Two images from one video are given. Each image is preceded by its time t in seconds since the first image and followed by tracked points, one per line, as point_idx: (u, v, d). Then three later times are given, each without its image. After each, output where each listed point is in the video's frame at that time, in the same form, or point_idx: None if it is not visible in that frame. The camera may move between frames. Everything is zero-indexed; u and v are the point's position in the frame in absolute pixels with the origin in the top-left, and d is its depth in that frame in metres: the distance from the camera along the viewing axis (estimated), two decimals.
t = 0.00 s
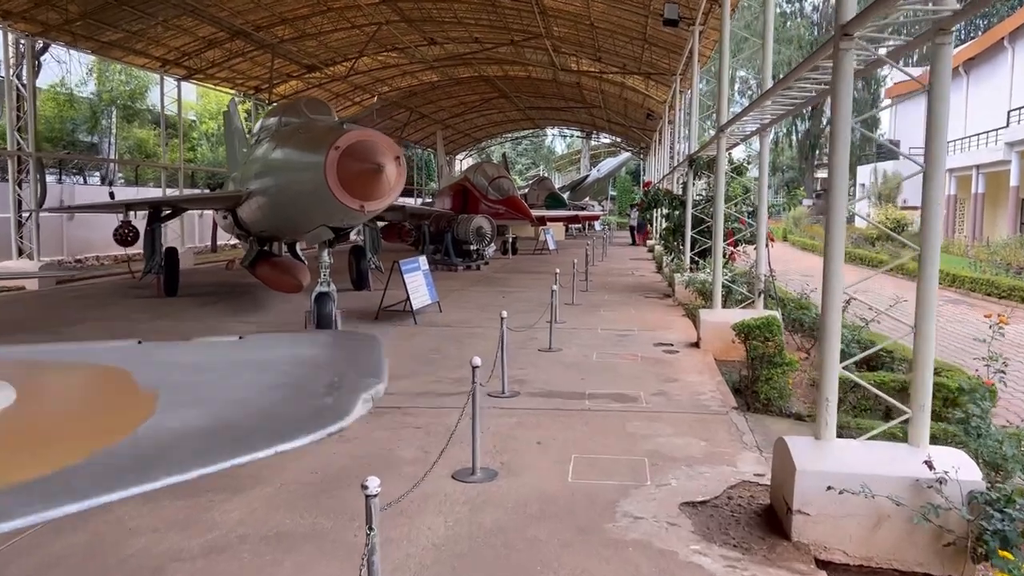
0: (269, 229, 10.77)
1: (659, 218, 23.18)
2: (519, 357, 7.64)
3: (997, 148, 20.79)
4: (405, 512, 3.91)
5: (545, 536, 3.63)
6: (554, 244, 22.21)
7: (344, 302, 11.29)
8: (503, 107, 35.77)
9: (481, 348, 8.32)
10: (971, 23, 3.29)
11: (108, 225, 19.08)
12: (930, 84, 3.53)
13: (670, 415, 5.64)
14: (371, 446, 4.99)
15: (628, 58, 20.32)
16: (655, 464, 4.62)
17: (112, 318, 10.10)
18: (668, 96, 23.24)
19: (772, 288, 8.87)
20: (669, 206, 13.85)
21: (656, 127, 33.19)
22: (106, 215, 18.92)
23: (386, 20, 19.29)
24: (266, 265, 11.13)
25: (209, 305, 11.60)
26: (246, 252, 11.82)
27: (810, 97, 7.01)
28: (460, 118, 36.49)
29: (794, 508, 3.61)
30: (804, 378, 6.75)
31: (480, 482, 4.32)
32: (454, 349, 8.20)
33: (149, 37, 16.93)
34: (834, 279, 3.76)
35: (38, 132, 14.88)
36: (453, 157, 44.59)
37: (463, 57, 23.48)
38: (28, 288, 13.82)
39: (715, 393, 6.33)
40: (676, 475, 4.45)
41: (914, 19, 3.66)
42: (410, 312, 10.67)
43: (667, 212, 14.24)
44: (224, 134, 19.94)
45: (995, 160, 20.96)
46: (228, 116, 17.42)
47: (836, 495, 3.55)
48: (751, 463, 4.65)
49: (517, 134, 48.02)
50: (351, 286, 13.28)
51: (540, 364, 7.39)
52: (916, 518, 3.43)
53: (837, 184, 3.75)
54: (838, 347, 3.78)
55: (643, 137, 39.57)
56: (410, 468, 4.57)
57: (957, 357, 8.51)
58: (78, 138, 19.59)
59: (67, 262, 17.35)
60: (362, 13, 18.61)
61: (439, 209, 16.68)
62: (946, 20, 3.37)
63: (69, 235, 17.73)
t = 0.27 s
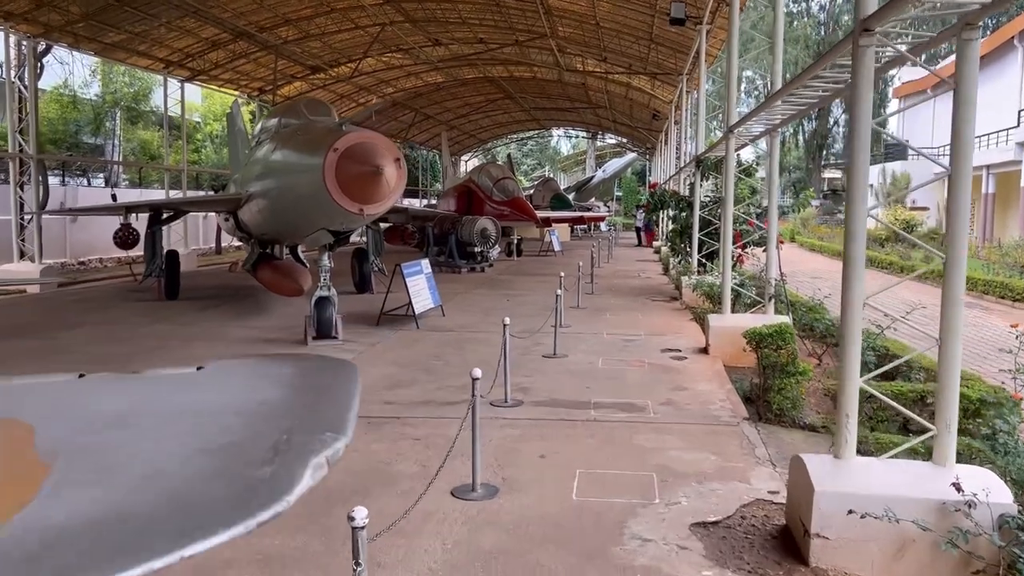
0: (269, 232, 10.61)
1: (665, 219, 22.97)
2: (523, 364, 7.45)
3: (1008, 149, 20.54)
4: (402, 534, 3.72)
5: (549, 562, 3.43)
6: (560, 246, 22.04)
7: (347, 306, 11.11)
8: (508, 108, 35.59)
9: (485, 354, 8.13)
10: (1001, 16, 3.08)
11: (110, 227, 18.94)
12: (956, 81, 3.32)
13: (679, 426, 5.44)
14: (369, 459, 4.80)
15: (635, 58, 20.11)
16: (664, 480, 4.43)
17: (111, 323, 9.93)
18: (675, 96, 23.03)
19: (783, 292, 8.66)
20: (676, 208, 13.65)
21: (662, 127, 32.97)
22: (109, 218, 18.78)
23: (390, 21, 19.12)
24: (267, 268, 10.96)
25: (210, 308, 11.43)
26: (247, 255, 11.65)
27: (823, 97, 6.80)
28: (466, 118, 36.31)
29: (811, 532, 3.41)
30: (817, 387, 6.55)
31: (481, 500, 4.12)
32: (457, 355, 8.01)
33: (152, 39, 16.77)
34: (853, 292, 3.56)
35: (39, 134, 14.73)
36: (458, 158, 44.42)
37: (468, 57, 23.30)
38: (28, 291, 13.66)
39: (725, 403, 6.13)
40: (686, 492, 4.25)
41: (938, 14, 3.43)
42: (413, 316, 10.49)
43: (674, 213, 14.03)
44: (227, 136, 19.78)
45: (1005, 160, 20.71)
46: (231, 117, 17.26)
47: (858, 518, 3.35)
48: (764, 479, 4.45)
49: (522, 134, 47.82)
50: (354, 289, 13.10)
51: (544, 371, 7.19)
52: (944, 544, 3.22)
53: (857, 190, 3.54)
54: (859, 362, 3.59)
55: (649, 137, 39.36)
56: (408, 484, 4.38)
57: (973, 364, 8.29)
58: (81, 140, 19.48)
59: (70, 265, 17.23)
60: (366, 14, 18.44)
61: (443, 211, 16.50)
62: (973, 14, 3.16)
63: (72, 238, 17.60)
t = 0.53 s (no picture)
0: (275, 236, 10.44)
1: (677, 222, 22.71)
2: (534, 372, 7.24)
3: None
4: (406, 558, 3.51)
5: None
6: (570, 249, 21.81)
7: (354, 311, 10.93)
8: (519, 110, 35.41)
9: (494, 361, 7.92)
10: None
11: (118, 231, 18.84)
12: (997, 76, 3.09)
13: (696, 440, 5.22)
14: (372, 475, 4.60)
15: (646, 59, 19.87)
16: (682, 499, 4.20)
17: (115, 329, 9.79)
18: (687, 98, 22.77)
19: (802, 298, 8.41)
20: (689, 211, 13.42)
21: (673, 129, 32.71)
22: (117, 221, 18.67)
23: (399, 23, 18.95)
24: (274, 273, 10.78)
25: (216, 314, 11.28)
26: (254, 260, 11.50)
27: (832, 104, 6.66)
28: (476, 121, 36.15)
29: (842, 559, 3.18)
30: (839, 397, 6.32)
31: (489, 520, 3.91)
32: (466, 362, 7.81)
33: (160, 41, 16.65)
34: (887, 301, 3.35)
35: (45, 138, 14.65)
36: (468, 161, 44.26)
37: (478, 59, 23.11)
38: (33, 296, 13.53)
39: (744, 414, 5.91)
40: (705, 512, 4.03)
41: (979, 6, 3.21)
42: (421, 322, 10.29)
43: (687, 216, 13.79)
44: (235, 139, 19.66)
45: None
46: (239, 120, 17.12)
47: (893, 546, 3.11)
48: (787, 498, 4.22)
49: (533, 137, 47.62)
50: (362, 294, 12.93)
51: (555, 380, 6.98)
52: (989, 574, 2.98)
53: (891, 192, 3.32)
54: (892, 377, 3.39)
55: (661, 139, 39.10)
56: (413, 502, 4.17)
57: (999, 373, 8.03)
58: (89, 143, 19.41)
59: (77, 269, 17.15)
60: (375, 15, 18.28)
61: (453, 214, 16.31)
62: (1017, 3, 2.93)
63: (78, 241, 17.50)
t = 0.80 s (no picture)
0: (281, 246, 10.27)
1: (690, 228, 22.44)
2: (544, 386, 7.02)
3: None
4: None
5: None
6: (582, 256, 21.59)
7: (362, 321, 10.75)
8: (530, 116, 35.27)
9: (503, 374, 7.72)
10: None
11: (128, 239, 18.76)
12: None
13: (712, 460, 4.99)
14: (374, 499, 4.40)
15: (659, 64, 19.66)
16: (699, 526, 3.98)
17: (119, 339, 9.65)
18: (700, 103, 22.54)
19: (820, 309, 8.16)
20: (703, 218, 13.19)
21: (686, 135, 32.45)
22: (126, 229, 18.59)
23: (409, 29, 18.82)
24: (280, 283, 10.61)
25: (222, 323, 11.13)
26: (260, 269, 11.34)
27: (845, 113, 6.48)
28: (487, 127, 36.02)
29: None
30: (861, 414, 6.07)
31: (495, 549, 3.70)
32: (474, 375, 7.61)
33: (168, 48, 16.57)
34: (921, 320, 3.14)
35: (54, 145, 14.58)
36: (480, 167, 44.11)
37: (488, 65, 22.96)
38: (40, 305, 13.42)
39: (762, 431, 5.67)
40: (724, 540, 3.81)
41: (1014, 6, 3.01)
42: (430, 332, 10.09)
43: (701, 224, 13.55)
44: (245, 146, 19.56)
45: None
46: (248, 127, 17.01)
47: None
48: (810, 525, 3.99)
49: (544, 143, 47.44)
50: (370, 303, 12.76)
51: (566, 395, 6.77)
52: None
53: (924, 203, 3.11)
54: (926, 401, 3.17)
55: (673, 145, 38.84)
56: (414, 529, 3.96)
57: None
58: (98, 150, 19.36)
59: (86, 277, 17.08)
60: (385, 21, 18.16)
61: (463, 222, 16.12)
62: None
63: (87, 249, 17.42)
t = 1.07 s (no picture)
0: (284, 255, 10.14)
1: (700, 237, 22.19)
2: (548, 398, 6.86)
3: None
4: None
5: None
6: (590, 264, 21.48)
7: (366, 330, 10.61)
8: (539, 124, 35.16)
9: (507, 385, 7.56)
10: None
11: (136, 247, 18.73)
12: None
13: (720, 477, 4.82)
14: (368, 516, 4.25)
15: (669, 71, 19.50)
16: (706, 548, 3.80)
17: (120, 349, 9.54)
18: (710, 111, 22.35)
19: (833, 319, 7.97)
20: (712, 226, 13.02)
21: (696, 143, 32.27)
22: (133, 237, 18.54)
23: (417, 36, 18.72)
24: (284, 291, 10.49)
25: (225, 332, 11.01)
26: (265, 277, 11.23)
27: (856, 120, 6.32)
28: (496, 135, 35.94)
29: None
30: (875, 428, 5.88)
31: (493, 572, 3.53)
32: (477, 386, 7.46)
33: (176, 56, 16.52)
34: (941, 334, 2.98)
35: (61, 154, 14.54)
36: (489, 175, 44.01)
37: (497, 73, 22.85)
38: (45, 314, 13.33)
39: (772, 446, 5.49)
40: (731, 564, 3.63)
41: None
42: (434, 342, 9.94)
43: (711, 232, 13.36)
44: (252, 154, 19.49)
45: None
46: (255, 135, 16.94)
47: None
48: (822, 547, 3.81)
49: (554, 151, 47.30)
50: (376, 312, 12.64)
51: (570, 406, 6.61)
52: None
53: (944, 211, 2.96)
54: (946, 419, 2.99)
55: (683, 153, 38.65)
56: (409, 550, 3.79)
57: None
58: (107, 159, 19.34)
59: (93, 285, 17.02)
60: (393, 29, 18.06)
61: (470, 230, 15.97)
62: None
63: (94, 257, 17.37)
